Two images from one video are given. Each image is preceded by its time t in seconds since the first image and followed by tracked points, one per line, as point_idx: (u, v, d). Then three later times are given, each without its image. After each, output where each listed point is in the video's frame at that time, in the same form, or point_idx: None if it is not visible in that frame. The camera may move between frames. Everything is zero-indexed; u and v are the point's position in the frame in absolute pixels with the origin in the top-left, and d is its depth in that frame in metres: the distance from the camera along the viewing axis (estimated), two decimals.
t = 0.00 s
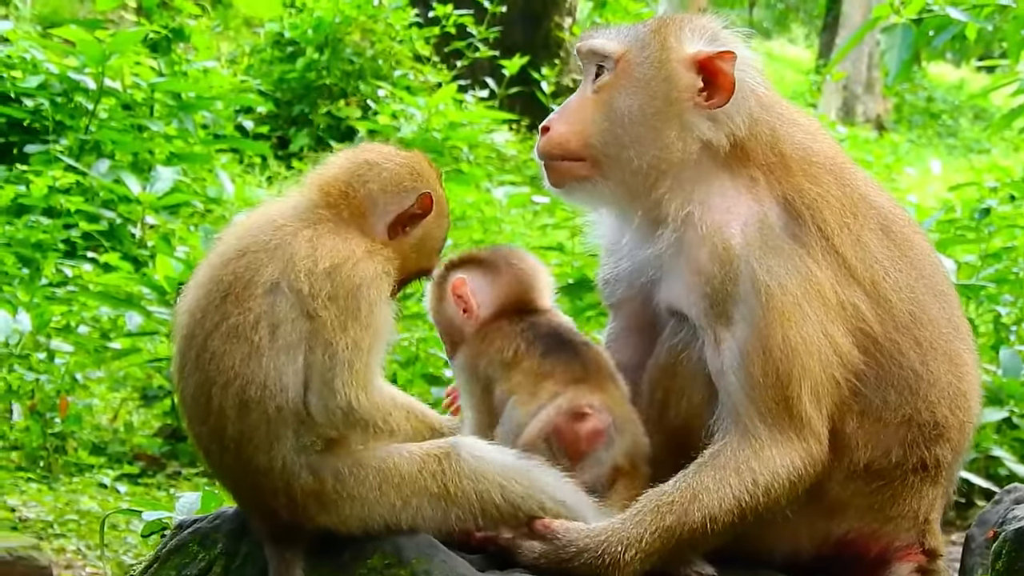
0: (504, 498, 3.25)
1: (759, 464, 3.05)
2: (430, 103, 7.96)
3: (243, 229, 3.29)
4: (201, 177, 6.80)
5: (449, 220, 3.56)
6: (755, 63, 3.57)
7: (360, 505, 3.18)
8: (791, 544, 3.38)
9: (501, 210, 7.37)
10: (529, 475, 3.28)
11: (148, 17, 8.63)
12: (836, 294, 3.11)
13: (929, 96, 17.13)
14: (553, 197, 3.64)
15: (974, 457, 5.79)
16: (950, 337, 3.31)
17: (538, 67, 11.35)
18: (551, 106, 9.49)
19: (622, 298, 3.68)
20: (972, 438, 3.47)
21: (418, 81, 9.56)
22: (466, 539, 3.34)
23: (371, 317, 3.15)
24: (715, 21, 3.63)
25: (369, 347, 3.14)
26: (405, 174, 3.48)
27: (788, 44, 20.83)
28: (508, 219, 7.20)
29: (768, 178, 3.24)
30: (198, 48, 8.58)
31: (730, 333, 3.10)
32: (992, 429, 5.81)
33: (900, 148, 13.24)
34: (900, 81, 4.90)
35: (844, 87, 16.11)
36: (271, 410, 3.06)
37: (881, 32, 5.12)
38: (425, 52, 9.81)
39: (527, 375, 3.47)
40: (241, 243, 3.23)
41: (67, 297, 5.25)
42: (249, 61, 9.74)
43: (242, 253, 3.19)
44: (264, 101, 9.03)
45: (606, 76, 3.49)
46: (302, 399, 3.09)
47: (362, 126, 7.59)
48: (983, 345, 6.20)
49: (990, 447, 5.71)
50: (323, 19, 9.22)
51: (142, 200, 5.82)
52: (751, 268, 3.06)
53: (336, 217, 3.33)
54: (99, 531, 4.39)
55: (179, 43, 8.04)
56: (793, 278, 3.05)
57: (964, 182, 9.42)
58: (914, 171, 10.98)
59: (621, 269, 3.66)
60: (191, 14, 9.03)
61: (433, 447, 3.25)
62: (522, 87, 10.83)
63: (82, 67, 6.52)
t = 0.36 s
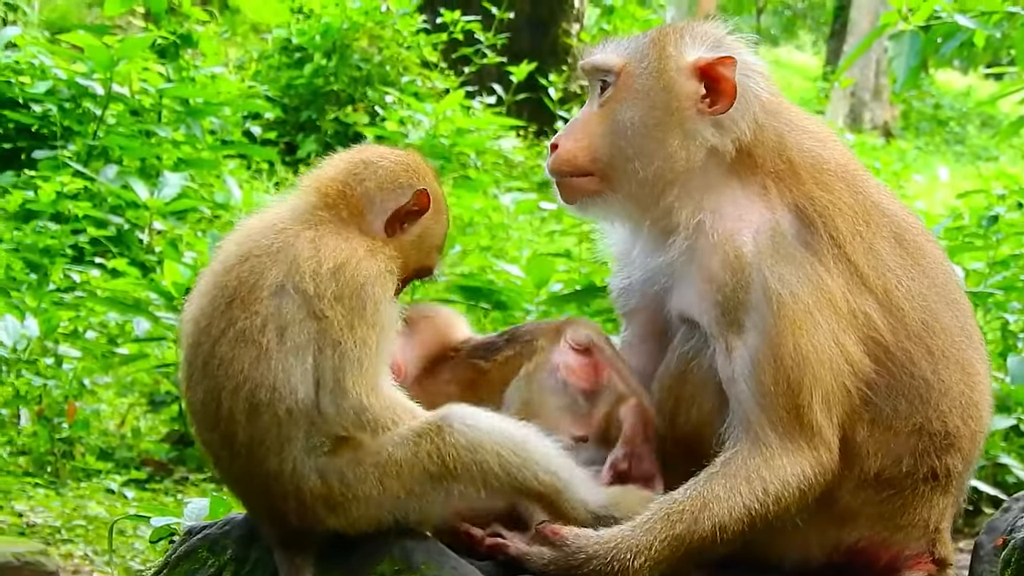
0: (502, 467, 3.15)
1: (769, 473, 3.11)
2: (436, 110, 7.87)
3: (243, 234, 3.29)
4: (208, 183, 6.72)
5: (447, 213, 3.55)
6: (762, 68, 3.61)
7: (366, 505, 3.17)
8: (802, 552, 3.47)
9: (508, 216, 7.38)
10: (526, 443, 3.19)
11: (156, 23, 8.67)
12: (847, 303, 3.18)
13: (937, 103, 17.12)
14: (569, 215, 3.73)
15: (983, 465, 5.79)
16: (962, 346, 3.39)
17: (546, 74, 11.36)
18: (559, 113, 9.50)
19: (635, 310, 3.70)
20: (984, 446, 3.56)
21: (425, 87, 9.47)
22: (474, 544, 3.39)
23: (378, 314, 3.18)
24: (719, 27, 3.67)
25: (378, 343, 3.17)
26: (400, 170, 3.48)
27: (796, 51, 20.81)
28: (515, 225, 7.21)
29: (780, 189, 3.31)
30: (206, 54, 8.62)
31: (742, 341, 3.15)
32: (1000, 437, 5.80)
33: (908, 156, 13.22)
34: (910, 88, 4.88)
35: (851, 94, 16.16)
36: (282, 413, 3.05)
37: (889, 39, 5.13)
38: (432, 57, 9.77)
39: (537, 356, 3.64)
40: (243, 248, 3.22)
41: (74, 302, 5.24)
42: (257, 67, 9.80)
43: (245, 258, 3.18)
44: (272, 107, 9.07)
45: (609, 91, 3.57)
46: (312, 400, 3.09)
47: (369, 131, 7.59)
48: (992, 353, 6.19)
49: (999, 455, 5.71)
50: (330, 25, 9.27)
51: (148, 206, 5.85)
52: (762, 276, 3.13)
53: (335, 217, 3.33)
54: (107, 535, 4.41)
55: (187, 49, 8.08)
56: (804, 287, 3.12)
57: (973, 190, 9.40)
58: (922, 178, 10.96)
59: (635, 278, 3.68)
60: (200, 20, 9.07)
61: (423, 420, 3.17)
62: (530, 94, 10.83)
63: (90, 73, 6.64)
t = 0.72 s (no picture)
0: (439, 460, 2.98)
1: (785, 478, 3.16)
2: (449, 114, 7.92)
3: (260, 240, 3.29)
4: (220, 188, 6.81)
5: (470, 236, 3.52)
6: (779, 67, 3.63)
7: (360, 506, 3.12)
8: (817, 558, 3.58)
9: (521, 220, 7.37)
10: (458, 435, 3.00)
11: (168, 27, 8.72)
12: (864, 308, 3.25)
13: (950, 108, 17.10)
14: (586, 220, 3.78)
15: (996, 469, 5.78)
16: (978, 351, 3.50)
17: (559, 79, 11.35)
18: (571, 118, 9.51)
19: (656, 311, 3.73)
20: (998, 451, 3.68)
21: (437, 91, 9.35)
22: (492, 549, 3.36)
23: (385, 324, 3.13)
24: (735, 29, 3.69)
25: (383, 350, 3.11)
26: (422, 187, 3.45)
27: (808, 55, 20.83)
28: (528, 229, 7.20)
29: (795, 189, 3.35)
30: (218, 59, 8.66)
31: (758, 345, 3.19)
32: (1014, 441, 5.80)
33: (920, 159, 13.17)
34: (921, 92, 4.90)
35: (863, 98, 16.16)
36: (287, 415, 3.04)
37: (902, 42, 5.14)
38: (446, 62, 9.62)
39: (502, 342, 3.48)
40: (258, 254, 3.22)
41: (87, 307, 5.29)
42: (269, 72, 9.87)
43: (259, 263, 3.18)
44: (284, 112, 9.12)
45: (624, 97, 3.62)
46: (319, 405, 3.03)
47: (382, 136, 7.66)
48: (1005, 358, 6.17)
49: (1012, 459, 5.70)
50: (343, 30, 9.30)
51: (161, 210, 5.84)
52: (779, 280, 3.16)
53: (350, 229, 3.31)
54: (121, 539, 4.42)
55: (199, 54, 8.14)
56: (821, 292, 3.16)
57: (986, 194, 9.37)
58: (935, 182, 10.94)
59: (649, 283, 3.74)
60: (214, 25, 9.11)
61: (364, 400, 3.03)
62: (542, 98, 10.81)
63: (102, 78, 6.68)
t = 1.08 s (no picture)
0: (475, 461, 3.11)
1: (809, 473, 3.19)
2: (464, 119, 7.96)
3: (289, 241, 3.36)
4: (234, 192, 6.90)
5: (502, 243, 3.51)
6: (790, 72, 3.65)
7: (392, 498, 3.14)
8: (832, 561, 3.59)
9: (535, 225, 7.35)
10: (493, 439, 3.15)
11: (184, 31, 8.80)
12: (878, 310, 3.25)
13: (965, 112, 17.05)
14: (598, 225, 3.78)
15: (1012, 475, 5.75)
16: (992, 353, 3.51)
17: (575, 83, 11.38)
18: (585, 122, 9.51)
19: (669, 316, 3.72)
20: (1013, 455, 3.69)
21: (451, 96, 9.39)
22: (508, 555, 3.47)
23: (404, 329, 3.15)
24: (745, 34, 3.71)
25: (402, 355, 3.13)
26: (454, 194, 3.46)
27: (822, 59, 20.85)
28: (542, 234, 7.20)
29: (804, 193, 3.36)
30: (233, 64, 8.73)
31: (774, 346, 3.21)
32: None
33: (934, 164, 13.13)
34: (936, 97, 4.89)
35: (877, 102, 16.18)
36: (304, 413, 3.08)
37: (917, 48, 5.14)
38: (460, 66, 9.73)
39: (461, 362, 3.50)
40: (287, 253, 3.30)
41: (101, 311, 5.43)
42: (283, 77, 9.96)
43: (288, 262, 3.25)
44: (298, 116, 9.19)
45: (636, 103, 3.63)
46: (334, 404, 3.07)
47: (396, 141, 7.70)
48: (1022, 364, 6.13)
49: None
50: (358, 34, 9.34)
51: (177, 216, 5.92)
52: (790, 282, 3.19)
53: (378, 232, 3.35)
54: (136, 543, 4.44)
55: (214, 58, 8.22)
56: (835, 294, 3.18)
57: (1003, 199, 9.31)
58: (950, 186, 10.90)
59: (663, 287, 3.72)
60: (230, 31, 9.19)
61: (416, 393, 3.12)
62: (557, 102, 10.81)
63: (117, 82, 6.87)
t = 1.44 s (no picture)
0: (504, 458, 3.11)
1: (766, 391, 3.26)
2: (483, 116, 8.01)
3: (314, 239, 3.38)
4: (253, 189, 7.06)
5: (528, 246, 3.52)
6: (800, 70, 3.68)
7: (409, 502, 3.16)
8: (848, 559, 3.59)
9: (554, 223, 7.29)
10: (519, 432, 3.17)
11: (203, 29, 8.90)
12: (883, 308, 3.28)
13: (984, 110, 17.02)
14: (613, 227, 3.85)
15: None
16: (1009, 352, 3.51)
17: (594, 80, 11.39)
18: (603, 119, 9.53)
19: (685, 317, 3.74)
20: None
21: (470, 94, 9.47)
22: (523, 552, 3.47)
23: (432, 332, 3.19)
24: (756, 34, 3.76)
25: (431, 359, 3.17)
26: (483, 196, 3.49)
27: (840, 58, 20.90)
28: (561, 232, 7.21)
29: (816, 188, 3.38)
30: (252, 61, 8.82)
31: (770, 333, 3.27)
32: None
33: (953, 162, 13.07)
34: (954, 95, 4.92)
35: (895, 101, 16.19)
36: (331, 413, 3.08)
37: (936, 45, 5.14)
38: (478, 64, 9.79)
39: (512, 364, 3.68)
40: (313, 251, 3.31)
41: (120, 308, 5.56)
42: (302, 74, 10.06)
43: (314, 259, 3.27)
44: (317, 114, 9.27)
45: (647, 106, 3.69)
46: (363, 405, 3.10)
47: (414, 139, 7.74)
48: None
49: None
50: (377, 31, 9.39)
51: (194, 212, 6.20)
52: (793, 273, 3.22)
53: (406, 234, 3.38)
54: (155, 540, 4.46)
55: (233, 55, 8.34)
56: (837, 287, 3.21)
57: None
58: (968, 185, 10.88)
59: (681, 289, 3.75)
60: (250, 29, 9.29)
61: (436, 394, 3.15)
62: (575, 100, 10.85)
63: (135, 80, 7.19)
